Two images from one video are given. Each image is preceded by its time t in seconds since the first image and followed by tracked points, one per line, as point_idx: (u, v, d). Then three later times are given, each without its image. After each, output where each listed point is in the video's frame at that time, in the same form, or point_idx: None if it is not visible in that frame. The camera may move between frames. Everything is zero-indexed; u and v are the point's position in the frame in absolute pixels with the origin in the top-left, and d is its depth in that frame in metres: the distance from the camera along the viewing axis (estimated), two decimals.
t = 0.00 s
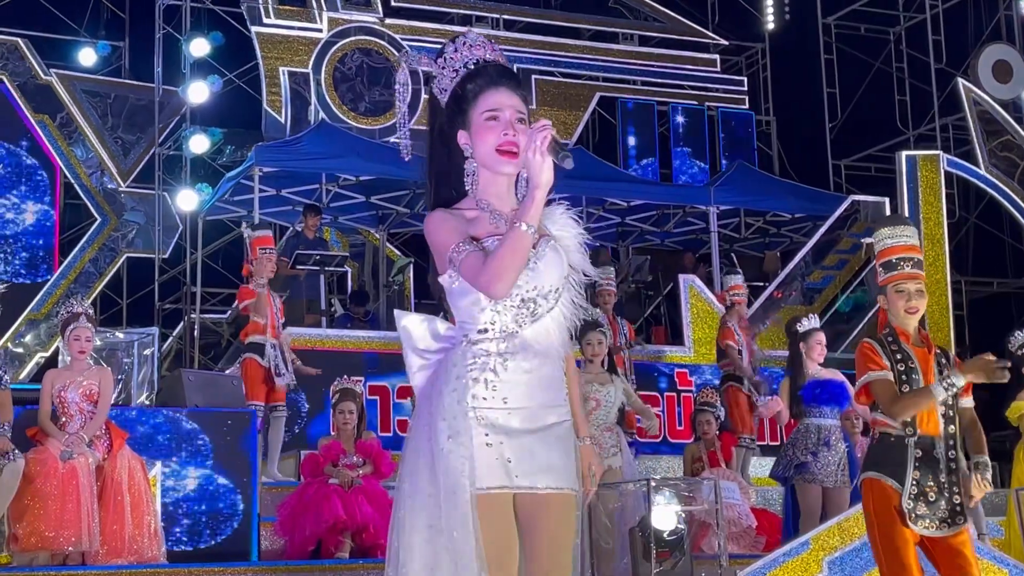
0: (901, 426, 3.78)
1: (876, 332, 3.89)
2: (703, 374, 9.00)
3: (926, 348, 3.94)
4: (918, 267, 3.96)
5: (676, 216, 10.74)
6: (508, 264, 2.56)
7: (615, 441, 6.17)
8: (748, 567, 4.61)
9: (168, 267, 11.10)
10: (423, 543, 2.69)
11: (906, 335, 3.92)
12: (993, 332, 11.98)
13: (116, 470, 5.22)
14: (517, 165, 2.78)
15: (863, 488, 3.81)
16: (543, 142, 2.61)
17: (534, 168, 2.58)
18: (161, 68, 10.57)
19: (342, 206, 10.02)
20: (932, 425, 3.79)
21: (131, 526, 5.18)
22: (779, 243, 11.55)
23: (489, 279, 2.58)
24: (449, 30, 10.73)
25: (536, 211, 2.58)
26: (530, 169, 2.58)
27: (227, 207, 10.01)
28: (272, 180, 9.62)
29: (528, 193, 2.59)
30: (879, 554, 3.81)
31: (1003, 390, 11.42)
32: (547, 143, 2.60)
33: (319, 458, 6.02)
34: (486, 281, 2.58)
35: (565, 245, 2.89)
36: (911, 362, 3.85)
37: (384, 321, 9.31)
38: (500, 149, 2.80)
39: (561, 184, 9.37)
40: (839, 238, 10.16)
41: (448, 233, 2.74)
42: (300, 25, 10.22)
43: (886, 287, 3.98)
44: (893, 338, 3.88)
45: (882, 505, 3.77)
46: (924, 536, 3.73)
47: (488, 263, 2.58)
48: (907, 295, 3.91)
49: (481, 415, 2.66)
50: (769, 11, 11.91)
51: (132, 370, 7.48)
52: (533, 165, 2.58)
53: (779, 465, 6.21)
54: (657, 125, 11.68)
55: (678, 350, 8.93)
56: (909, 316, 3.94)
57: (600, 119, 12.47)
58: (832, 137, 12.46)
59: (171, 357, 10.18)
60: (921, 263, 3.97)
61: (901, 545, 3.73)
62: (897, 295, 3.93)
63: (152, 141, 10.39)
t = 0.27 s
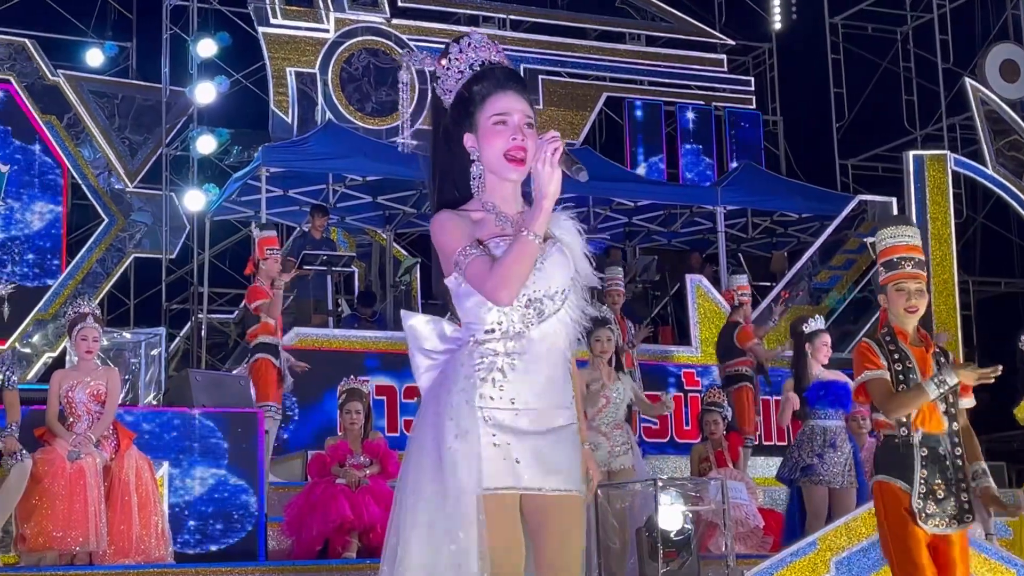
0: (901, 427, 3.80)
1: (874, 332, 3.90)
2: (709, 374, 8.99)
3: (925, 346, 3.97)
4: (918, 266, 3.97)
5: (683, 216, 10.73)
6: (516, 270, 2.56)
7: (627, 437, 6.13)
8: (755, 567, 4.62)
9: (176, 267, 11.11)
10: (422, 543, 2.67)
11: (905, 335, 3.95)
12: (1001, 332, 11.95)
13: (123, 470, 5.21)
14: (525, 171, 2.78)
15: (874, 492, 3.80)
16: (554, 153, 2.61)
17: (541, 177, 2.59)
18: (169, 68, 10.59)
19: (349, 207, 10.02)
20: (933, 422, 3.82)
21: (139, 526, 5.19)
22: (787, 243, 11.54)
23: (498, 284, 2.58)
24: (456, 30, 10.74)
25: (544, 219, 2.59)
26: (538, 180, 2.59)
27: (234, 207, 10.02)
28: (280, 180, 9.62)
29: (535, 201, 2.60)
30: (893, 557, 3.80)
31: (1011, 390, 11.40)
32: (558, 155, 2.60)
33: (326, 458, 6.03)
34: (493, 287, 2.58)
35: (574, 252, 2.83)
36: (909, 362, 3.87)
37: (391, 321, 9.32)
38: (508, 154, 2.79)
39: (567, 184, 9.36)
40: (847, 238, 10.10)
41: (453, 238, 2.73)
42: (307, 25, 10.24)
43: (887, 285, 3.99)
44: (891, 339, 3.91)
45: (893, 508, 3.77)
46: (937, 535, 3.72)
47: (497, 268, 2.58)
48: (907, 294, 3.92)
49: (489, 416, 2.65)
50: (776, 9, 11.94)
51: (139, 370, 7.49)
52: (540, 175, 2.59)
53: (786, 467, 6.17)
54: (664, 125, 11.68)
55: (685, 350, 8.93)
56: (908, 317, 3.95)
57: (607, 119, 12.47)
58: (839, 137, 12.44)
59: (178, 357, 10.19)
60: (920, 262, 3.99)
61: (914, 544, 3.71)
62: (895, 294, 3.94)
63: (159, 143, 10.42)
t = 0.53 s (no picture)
0: (905, 430, 3.83)
1: (876, 332, 3.91)
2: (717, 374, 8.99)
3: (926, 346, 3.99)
4: (919, 267, 4.01)
5: (690, 216, 10.73)
6: (524, 269, 2.49)
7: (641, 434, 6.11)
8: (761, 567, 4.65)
9: (183, 267, 11.13)
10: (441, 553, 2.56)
11: (905, 336, 3.96)
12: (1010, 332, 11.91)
13: (131, 469, 5.24)
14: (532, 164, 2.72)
15: (890, 497, 3.83)
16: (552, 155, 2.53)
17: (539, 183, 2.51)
18: (176, 69, 10.60)
19: (357, 206, 10.03)
20: (940, 423, 3.84)
21: (147, 526, 5.23)
22: (794, 243, 11.54)
23: (513, 284, 2.50)
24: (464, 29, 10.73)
25: (546, 214, 2.51)
26: (534, 182, 2.51)
27: (241, 207, 10.03)
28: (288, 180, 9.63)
29: (534, 200, 2.52)
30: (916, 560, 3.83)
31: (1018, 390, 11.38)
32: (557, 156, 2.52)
33: (333, 458, 6.02)
34: (507, 286, 2.50)
35: (581, 241, 2.79)
36: (910, 364, 3.87)
37: (398, 321, 9.32)
38: (516, 148, 2.74)
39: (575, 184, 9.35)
40: (855, 237, 10.13)
41: (468, 232, 2.65)
42: (314, 25, 10.24)
43: (890, 286, 4.03)
44: (892, 340, 3.91)
45: (911, 511, 3.80)
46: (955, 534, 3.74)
47: (512, 265, 2.50)
48: (911, 294, 3.96)
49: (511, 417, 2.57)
50: (784, 8, 11.94)
51: (148, 370, 7.50)
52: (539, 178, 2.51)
53: (807, 473, 6.13)
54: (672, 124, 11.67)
55: (692, 349, 8.93)
56: (908, 318, 3.97)
57: (615, 118, 12.46)
58: (847, 136, 12.42)
59: (186, 357, 10.22)
60: (922, 263, 4.03)
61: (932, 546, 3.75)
62: (897, 295, 3.97)
63: (167, 142, 10.43)
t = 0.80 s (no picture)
0: (913, 428, 3.86)
1: (885, 332, 3.95)
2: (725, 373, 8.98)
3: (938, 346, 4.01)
4: (931, 267, 4.04)
5: (698, 216, 10.73)
6: (542, 285, 2.55)
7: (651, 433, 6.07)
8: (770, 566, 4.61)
9: (191, 267, 11.14)
10: (476, 570, 2.63)
11: (914, 335, 3.98)
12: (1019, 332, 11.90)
13: (140, 469, 5.29)
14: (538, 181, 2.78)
15: (899, 496, 3.85)
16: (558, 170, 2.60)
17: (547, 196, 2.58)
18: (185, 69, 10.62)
19: (365, 205, 10.03)
20: (948, 423, 3.87)
21: (155, 525, 5.27)
22: (802, 242, 11.53)
23: (534, 301, 2.56)
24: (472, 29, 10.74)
25: (555, 230, 2.58)
26: (541, 197, 2.58)
27: (250, 207, 10.04)
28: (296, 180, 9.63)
29: (543, 216, 2.59)
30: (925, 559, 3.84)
31: None
32: (562, 171, 2.59)
33: (341, 457, 6.02)
34: (527, 303, 2.56)
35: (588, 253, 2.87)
36: (920, 362, 3.88)
37: (406, 321, 9.33)
38: (522, 164, 2.80)
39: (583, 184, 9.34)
40: (863, 236, 10.12)
41: (485, 245, 2.69)
42: (323, 25, 10.25)
43: (900, 285, 4.05)
44: (901, 339, 3.95)
45: (921, 510, 3.81)
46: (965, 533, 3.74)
47: (530, 282, 2.56)
48: (920, 294, 3.98)
49: (536, 429, 2.65)
50: (792, 8, 11.94)
51: (156, 370, 7.50)
52: (543, 191, 2.58)
53: (805, 469, 6.13)
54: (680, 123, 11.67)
55: (701, 348, 8.93)
56: (918, 317, 4.00)
57: (622, 117, 12.47)
58: (855, 135, 12.42)
59: (195, 356, 10.22)
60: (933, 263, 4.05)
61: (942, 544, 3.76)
62: (905, 294, 4.01)
63: (175, 142, 10.44)
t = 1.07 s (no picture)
0: (931, 422, 3.80)
1: (902, 331, 3.91)
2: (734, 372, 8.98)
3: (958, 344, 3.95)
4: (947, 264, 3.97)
5: (706, 215, 10.72)
6: (552, 274, 2.59)
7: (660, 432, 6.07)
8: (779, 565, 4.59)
9: (200, 267, 11.15)
10: (491, 552, 2.67)
11: (932, 334, 3.93)
12: None
13: (149, 469, 5.30)
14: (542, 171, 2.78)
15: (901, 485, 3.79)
16: (563, 158, 2.66)
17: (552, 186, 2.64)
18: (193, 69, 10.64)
19: (373, 205, 10.04)
20: (963, 420, 3.81)
21: (165, 525, 5.27)
22: (811, 241, 11.53)
23: (543, 290, 2.60)
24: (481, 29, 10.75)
25: (561, 220, 2.63)
26: (547, 185, 2.64)
27: (258, 207, 10.05)
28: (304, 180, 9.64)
29: (549, 205, 2.63)
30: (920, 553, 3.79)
31: None
32: (569, 160, 2.65)
33: (349, 457, 6.02)
34: (535, 293, 2.60)
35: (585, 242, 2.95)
36: (938, 360, 3.83)
37: (415, 320, 9.34)
38: (525, 153, 2.81)
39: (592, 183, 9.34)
40: (872, 236, 10.18)
41: (492, 234, 2.73)
42: (331, 25, 10.26)
43: (913, 284, 3.99)
44: (918, 338, 3.92)
45: (922, 502, 3.76)
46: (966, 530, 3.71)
47: (539, 271, 2.60)
48: (936, 294, 3.93)
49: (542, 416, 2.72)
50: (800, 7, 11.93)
51: (165, 370, 7.51)
52: (550, 181, 2.64)
53: (807, 465, 6.13)
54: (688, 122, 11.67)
55: (709, 348, 8.92)
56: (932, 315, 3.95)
57: (631, 117, 12.46)
58: (863, 134, 12.40)
59: (203, 356, 10.23)
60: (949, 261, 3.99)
61: (940, 537, 3.71)
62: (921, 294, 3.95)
63: (184, 142, 10.46)
